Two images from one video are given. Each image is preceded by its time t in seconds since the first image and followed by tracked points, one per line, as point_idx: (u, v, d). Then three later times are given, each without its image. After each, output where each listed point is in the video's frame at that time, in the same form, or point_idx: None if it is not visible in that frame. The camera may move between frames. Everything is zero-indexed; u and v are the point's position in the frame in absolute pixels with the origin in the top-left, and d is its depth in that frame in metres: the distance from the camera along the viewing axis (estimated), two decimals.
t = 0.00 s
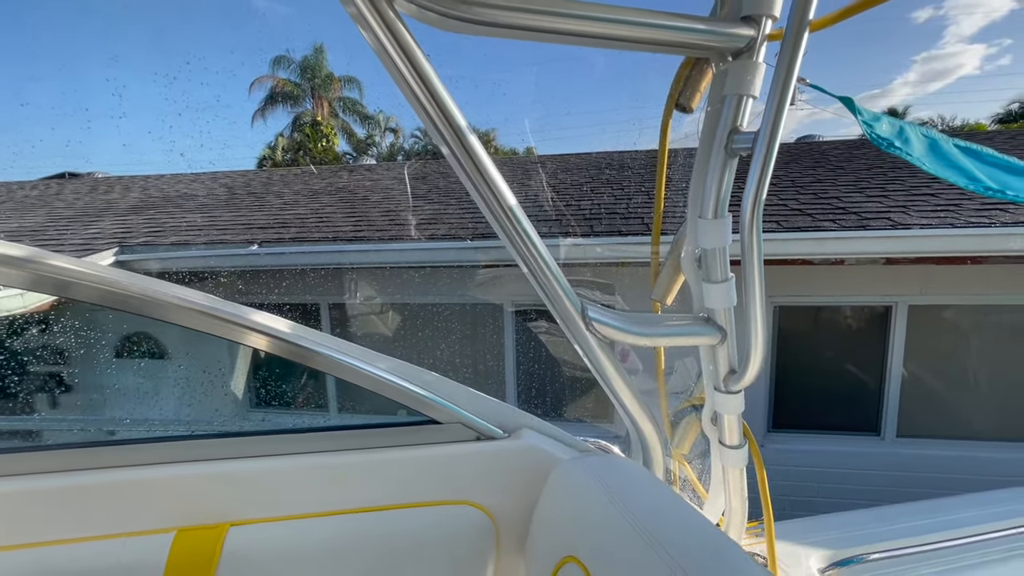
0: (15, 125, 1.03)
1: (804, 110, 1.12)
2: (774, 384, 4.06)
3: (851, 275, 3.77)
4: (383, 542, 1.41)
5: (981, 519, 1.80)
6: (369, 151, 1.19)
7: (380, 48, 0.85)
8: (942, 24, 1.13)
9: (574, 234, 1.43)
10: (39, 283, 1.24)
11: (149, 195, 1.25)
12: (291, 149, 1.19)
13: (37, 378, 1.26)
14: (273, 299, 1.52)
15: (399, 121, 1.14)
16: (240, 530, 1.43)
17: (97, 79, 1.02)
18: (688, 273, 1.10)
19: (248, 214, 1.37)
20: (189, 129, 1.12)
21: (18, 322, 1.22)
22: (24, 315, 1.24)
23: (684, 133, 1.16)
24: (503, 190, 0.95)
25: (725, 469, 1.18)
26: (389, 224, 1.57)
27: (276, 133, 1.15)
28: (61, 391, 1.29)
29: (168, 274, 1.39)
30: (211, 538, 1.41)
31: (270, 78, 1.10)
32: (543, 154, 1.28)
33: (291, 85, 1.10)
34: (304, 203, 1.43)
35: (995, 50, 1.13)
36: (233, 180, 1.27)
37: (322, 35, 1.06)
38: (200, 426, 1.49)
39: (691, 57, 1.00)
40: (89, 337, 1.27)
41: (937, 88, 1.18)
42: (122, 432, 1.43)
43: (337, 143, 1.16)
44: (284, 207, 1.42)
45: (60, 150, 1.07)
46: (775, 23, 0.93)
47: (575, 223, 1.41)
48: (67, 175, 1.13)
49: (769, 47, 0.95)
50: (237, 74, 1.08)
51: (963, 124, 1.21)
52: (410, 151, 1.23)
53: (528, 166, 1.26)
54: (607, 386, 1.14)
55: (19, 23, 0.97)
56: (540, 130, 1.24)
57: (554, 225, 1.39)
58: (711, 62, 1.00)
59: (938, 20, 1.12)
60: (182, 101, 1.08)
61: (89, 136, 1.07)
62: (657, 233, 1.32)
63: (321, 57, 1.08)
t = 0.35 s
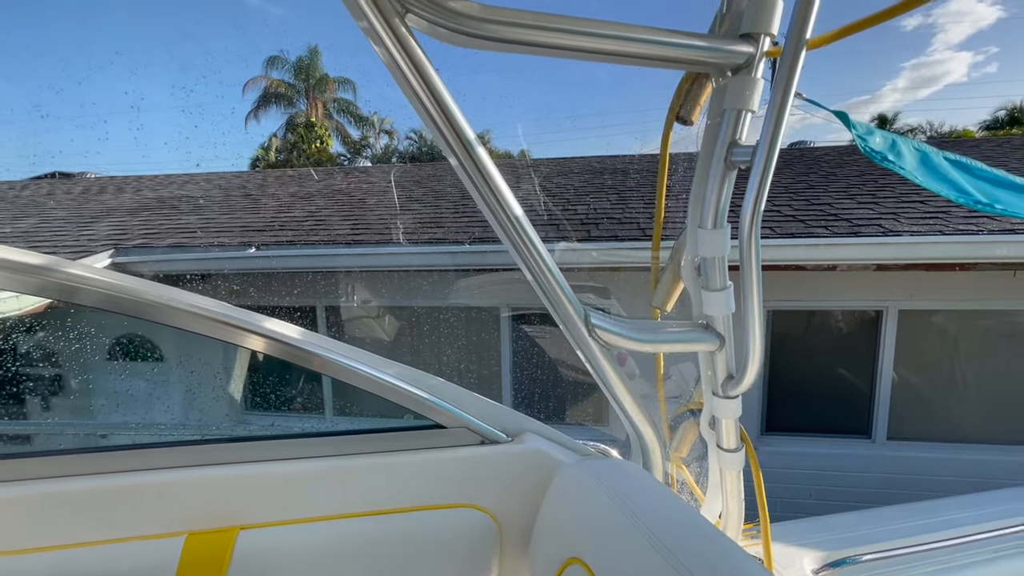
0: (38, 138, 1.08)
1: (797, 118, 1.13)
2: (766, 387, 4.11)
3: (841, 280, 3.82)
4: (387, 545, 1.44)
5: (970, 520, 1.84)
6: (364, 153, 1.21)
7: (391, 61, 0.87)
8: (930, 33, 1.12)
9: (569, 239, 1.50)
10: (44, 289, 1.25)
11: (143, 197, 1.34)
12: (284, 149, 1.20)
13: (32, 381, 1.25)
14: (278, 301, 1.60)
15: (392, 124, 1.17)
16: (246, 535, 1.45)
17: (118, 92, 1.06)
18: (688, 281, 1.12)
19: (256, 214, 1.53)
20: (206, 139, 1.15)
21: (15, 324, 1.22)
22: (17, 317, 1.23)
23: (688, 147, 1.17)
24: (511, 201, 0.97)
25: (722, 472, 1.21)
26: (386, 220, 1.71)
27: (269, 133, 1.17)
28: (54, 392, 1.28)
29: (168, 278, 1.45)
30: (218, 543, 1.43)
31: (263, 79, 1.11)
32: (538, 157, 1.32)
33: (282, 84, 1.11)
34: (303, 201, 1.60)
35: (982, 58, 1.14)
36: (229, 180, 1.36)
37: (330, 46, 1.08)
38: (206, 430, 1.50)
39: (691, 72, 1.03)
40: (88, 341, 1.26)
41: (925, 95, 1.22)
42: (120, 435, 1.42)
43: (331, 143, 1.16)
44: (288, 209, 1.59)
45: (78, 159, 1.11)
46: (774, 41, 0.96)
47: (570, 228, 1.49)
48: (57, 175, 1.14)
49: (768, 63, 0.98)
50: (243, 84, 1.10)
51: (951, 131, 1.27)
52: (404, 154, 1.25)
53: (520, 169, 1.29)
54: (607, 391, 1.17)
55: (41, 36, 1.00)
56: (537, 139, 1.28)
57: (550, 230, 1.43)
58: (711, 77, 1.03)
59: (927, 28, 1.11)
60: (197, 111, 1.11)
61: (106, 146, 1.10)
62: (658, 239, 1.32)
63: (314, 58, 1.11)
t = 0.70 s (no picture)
0: (12, 138, 1.05)
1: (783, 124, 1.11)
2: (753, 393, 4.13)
3: (827, 287, 3.86)
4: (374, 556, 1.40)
5: (956, 526, 1.86)
6: (353, 156, 1.22)
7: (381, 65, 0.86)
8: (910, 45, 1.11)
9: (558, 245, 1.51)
10: (20, 295, 1.21)
11: (126, 199, 1.29)
12: (272, 152, 1.20)
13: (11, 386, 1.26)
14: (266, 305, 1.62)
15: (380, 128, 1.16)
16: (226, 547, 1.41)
17: (97, 93, 1.03)
18: (679, 288, 1.12)
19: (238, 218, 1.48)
20: (189, 142, 1.15)
21: None
22: None
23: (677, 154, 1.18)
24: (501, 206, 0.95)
25: (712, 480, 1.20)
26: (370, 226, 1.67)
27: (255, 136, 1.17)
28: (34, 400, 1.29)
29: (149, 284, 1.45)
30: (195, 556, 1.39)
31: (251, 82, 1.11)
32: (528, 163, 1.30)
33: (270, 87, 1.12)
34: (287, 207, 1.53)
35: (959, 71, 1.12)
36: (215, 184, 1.33)
37: (320, 50, 1.07)
38: (189, 439, 1.47)
39: (681, 79, 1.03)
40: (66, 348, 1.26)
41: (905, 105, 1.20)
42: (100, 448, 1.39)
43: (319, 147, 1.17)
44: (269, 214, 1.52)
45: (55, 162, 1.10)
46: (763, 49, 0.97)
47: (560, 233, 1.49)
48: (39, 175, 1.13)
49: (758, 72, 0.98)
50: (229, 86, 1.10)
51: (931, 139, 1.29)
52: (393, 158, 1.25)
53: (510, 174, 1.28)
54: (598, 399, 1.16)
55: (15, 33, 0.96)
56: (527, 146, 1.26)
57: (540, 235, 1.43)
58: (702, 84, 1.03)
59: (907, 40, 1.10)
60: (180, 113, 1.10)
61: (85, 148, 1.09)
62: (649, 246, 1.34)
63: (303, 62, 1.10)
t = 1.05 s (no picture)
0: None
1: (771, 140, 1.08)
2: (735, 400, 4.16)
3: (806, 295, 3.92)
4: None
5: (938, 531, 1.87)
6: (334, 163, 1.18)
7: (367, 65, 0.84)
8: (881, 62, 1.17)
9: (543, 252, 1.49)
10: None
11: (99, 203, 1.27)
12: (252, 158, 1.14)
13: None
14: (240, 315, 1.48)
15: (362, 134, 1.14)
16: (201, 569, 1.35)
17: (63, 88, 0.99)
18: (669, 297, 1.11)
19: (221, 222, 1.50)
20: (163, 143, 1.09)
21: None
22: None
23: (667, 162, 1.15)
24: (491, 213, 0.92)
25: (702, 490, 1.19)
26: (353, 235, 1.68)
27: (236, 141, 1.11)
28: None
29: (120, 291, 1.34)
30: None
31: (231, 86, 1.08)
32: (513, 171, 1.27)
33: (251, 92, 1.08)
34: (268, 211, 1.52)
35: (925, 87, 1.21)
36: (191, 188, 1.29)
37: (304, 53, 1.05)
38: (158, 456, 1.40)
39: (670, 87, 1.02)
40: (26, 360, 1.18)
41: (876, 120, 1.23)
42: (62, 466, 1.32)
43: (301, 153, 1.11)
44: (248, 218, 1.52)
45: (18, 161, 1.04)
46: (752, 58, 0.96)
47: (545, 242, 1.48)
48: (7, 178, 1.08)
49: (747, 80, 0.98)
50: (207, 83, 1.07)
51: (903, 153, 1.32)
52: (377, 165, 1.23)
53: (495, 181, 1.23)
54: (586, 408, 1.15)
55: None
56: (517, 154, 1.23)
57: (526, 244, 1.41)
58: (691, 92, 1.02)
59: (878, 57, 1.15)
60: (154, 111, 1.06)
61: (49, 146, 1.03)
62: (640, 252, 1.30)
63: (287, 67, 1.09)
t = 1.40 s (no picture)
0: None
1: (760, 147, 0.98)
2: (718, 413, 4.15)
3: (787, 308, 3.95)
4: None
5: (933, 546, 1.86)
6: (311, 174, 1.08)
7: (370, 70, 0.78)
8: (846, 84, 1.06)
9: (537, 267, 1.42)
10: None
11: (62, 212, 1.17)
12: (225, 166, 1.06)
13: None
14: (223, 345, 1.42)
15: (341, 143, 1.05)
16: None
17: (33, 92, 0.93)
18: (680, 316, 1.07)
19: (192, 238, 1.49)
20: (144, 152, 1.02)
21: None
22: None
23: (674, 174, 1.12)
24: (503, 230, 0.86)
25: (712, 516, 1.14)
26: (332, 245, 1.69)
27: (208, 149, 1.04)
28: None
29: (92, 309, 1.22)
30: None
31: (203, 92, 1.00)
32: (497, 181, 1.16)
33: (226, 99, 1.00)
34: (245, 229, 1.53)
35: (887, 106, 1.15)
36: (161, 199, 1.22)
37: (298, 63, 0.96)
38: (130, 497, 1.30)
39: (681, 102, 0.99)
40: None
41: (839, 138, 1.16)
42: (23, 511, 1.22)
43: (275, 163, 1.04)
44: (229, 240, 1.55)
45: None
46: (769, 74, 0.94)
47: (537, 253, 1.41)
48: None
49: (764, 96, 0.95)
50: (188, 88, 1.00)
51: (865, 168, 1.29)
52: (354, 174, 1.14)
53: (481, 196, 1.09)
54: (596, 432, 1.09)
55: None
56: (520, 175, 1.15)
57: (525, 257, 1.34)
58: (704, 107, 0.98)
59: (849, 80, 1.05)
60: (136, 118, 0.98)
61: (15, 155, 0.97)
62: (649, 270, 1.22)
63: (262, 74, 1.00)
